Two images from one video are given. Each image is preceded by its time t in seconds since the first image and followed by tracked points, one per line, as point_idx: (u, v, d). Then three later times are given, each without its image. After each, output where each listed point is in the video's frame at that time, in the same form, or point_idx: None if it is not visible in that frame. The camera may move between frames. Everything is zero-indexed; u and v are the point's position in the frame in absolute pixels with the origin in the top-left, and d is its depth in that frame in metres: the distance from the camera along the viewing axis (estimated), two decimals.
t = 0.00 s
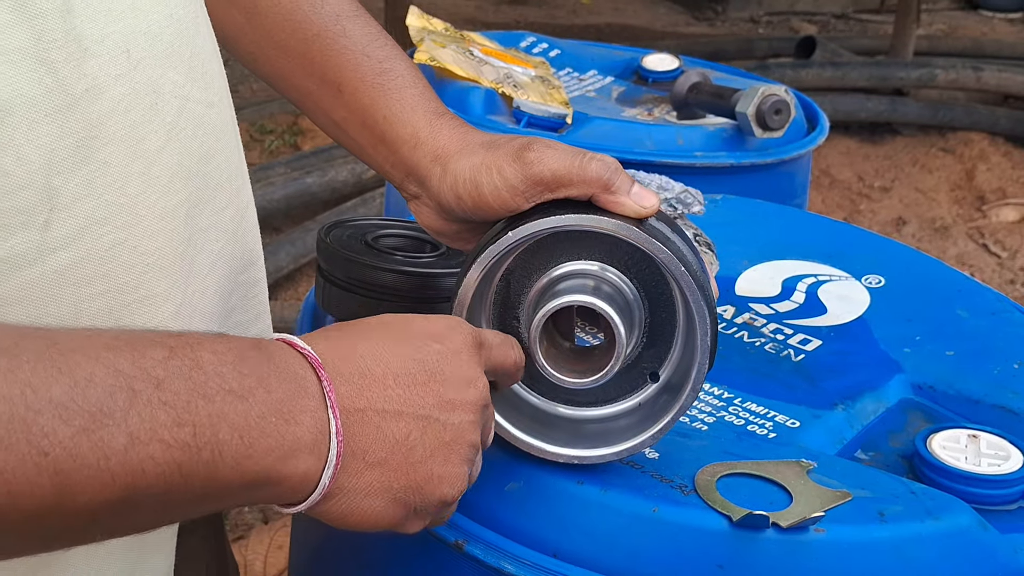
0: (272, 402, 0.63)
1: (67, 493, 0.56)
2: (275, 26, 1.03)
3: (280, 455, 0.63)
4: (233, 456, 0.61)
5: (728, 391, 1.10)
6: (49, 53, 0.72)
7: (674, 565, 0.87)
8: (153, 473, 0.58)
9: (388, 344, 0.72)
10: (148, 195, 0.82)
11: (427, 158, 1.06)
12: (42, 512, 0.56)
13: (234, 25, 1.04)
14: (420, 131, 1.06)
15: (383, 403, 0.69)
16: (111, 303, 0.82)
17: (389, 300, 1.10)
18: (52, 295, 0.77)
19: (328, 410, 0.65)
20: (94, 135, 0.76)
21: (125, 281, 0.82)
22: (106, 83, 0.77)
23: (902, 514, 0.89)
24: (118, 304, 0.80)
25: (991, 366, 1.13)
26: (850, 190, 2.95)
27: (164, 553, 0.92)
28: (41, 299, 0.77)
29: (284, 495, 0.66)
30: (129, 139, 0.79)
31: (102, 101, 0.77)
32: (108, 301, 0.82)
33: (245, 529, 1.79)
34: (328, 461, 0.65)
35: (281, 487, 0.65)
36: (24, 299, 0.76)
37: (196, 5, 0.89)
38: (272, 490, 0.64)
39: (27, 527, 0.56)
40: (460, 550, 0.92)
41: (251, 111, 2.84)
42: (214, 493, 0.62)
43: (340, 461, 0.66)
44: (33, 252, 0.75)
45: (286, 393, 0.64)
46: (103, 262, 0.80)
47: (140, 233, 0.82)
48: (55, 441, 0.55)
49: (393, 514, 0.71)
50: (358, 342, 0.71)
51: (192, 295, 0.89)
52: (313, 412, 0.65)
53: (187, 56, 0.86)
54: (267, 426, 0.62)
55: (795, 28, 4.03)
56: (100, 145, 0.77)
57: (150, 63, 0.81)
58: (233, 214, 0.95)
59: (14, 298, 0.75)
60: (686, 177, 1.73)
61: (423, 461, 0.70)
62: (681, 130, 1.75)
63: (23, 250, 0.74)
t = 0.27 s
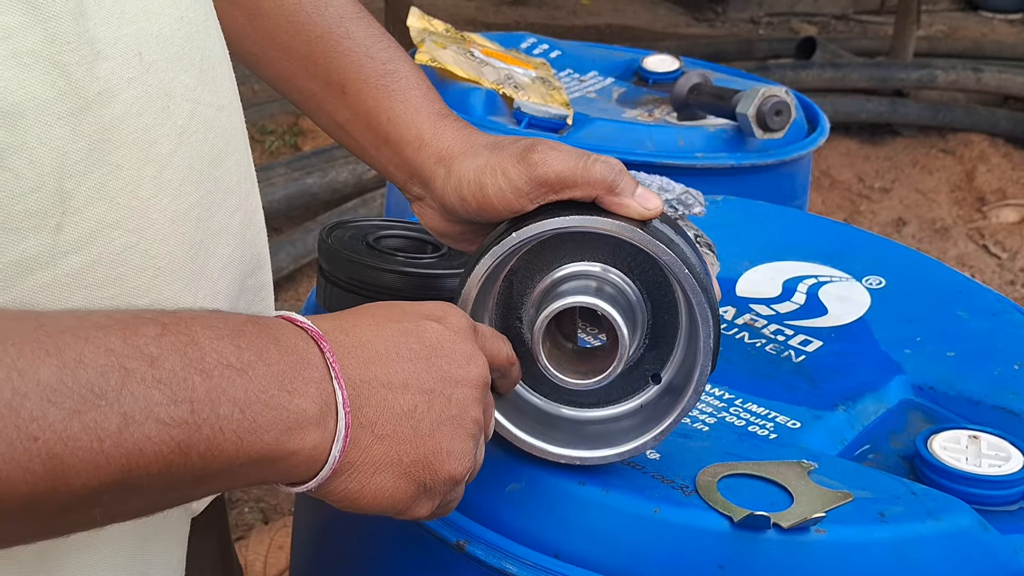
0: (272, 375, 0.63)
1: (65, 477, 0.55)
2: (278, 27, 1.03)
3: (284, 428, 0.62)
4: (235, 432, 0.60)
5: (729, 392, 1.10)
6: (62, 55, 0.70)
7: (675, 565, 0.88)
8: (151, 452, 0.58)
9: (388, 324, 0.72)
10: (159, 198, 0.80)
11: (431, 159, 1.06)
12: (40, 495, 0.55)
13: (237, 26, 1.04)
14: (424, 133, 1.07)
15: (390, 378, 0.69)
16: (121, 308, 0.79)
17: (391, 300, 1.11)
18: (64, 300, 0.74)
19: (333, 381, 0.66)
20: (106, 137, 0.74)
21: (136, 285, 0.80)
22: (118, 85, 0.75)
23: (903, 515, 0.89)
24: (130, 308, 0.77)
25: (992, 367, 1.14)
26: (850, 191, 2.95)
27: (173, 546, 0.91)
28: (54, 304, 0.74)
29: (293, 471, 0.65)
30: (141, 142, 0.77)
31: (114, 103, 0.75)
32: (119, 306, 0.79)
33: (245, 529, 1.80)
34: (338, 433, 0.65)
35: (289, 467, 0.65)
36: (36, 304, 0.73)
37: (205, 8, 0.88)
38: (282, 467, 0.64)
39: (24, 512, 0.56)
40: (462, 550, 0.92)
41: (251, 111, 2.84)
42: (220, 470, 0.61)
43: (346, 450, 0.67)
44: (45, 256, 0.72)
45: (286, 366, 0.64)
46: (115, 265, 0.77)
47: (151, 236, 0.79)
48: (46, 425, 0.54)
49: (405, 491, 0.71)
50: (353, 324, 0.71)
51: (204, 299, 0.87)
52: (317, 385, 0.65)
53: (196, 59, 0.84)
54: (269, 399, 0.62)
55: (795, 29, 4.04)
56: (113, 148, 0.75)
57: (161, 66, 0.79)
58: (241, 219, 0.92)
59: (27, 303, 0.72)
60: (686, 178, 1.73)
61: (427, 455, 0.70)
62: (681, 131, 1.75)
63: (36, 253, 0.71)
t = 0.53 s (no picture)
0: (256, 397, 0.62)
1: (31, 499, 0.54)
2: (281, 24, 1.03)
3: (265, 451, 0.62)
4: (215, 455, 0.60)
5: (729, 391, 1.10)
6: (69, 53, 0.70)
7: (675, 563, 0.88)
8: (123, 478, 0.57)
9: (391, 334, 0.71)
10: (168, 198, 0.79)
11: (434, 157, 1.06)
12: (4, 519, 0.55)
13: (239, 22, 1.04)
14: (427, 130, 1.07)
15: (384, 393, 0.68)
16: (131, 311, 0.78)
17: (392, 299, 1.11)
18: (73, 302, 0.74)
19: (322, 401, 0.65)
20: (115, 136, 0.74)
21: (146, 287, 0.78)
22: (126, 84, 0.75)
23: (903, 513, 0.89)
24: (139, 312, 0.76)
25: (992, 366, 1.14)
26: (850, 191, 2.95)
27: (178, 549, 0.89)
28: (63, 306, 0.73)
29: (275, 491, 0.65)
30: (149, 141, 0.77)
31: (123, 102, 0.74)
32: (129, 308, 0.78)
33: (245, 529, 1.80)
34: (322, 457, 0.65)
35: (274, 486, 0.64)
36: (46, 306, 0.72)
37: (211, 6, 0.88)
38: (264, 487, 0.64)
39: None
40: (463, 548, 0.92)
41: (251, 111, 2.84)
42: (194, 492, 0.61)
43: (334, 470, 0.66)
44: (53, 257, 0.71)
45: (274, 386, 0.63)
46: (125, 266, 0.76)
47: (160, 236, 0.79)
48: (14, 451, 0.53)
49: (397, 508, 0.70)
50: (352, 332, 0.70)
51: (213, 301, 0.86)
52: (305, 405, 0.64)
53: (203, 57, 0.84)
54: (252, 423, 0.61)
55: (795, 29, 4.04)
56: (121, 147, 0.75)
57: (169, 64, 0.79)
58: (247, 218, 0.92)
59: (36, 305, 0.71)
60: (685, 177, 1.73)
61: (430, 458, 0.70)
62: (681, 130, 1.75)
63: (44, 255, 0.70)
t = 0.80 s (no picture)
0: (271, 416, 0.59)
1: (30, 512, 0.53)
2: (280, 19, 1.03)
3: (273, 467, 0.60)
4: (219, 475, 0.58)
5: (729, 388, 1.10)
6: (69, 53, 0.70)
7: (674, 560, 0.88)
8: (126, 495, 0.56)
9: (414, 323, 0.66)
10: (169, 199, 0.79)
11: (434, 153, 1.06)
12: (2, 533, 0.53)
13: (238, 18, 1.04)
14: (427, 127, 1.07)
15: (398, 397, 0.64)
16: (131, 313, 0.78)
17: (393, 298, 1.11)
18: (74, 305, 0.73)
19: (331, 422, 0.62)
20: (116, 137, 0.74)
21: (145, 289, 0.78)
22: (128, 84, 0.74)
23: (903, 511, 0.89)
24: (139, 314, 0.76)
25: (992, 363, 1.13)
26: (850, 190, 2.95)
27: (176, 549, 0.90)
28: (64, 310, 0.73)
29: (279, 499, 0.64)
30: (150, 141, 0.77)
31: (125, 102, 0.74)
32: (128, 310, 0.78)
33: (245, 528, 1.80)
34: (326, 471, 0.62)
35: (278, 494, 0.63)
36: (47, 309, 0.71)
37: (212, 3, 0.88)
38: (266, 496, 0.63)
39: None
40: (462, 545, 0.92)
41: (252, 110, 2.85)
42: (196, 506, 0.60)
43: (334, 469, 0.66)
44: (54, 260, 0.71)
45: (289, 399, 0.60)
46: (126, 268, 0.76)
47: (160, 238, 0.78)
48: (17, 468, 0.52)
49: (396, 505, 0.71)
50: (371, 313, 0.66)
51: (213, 301, 0.86)
52: (314, 424, 0.61)
53: (204, 55, 0.84)
54: (258, 444, 0.59)
55: (795, 29, 4.04)
56: (122, 148, 0.74)
57: (170, 63, 0.79)
58: (247, 216, 0.92)
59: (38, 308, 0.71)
60: (686, 175, 1.73)
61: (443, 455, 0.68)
62: (681, 128, 1.75)
63: (46, 258, 0.70)
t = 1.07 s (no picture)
0: (254, 440, 0.61)
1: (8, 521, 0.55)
2: (274, 14, 1.03)
3: (251, 488, 0.62)
4: (197, 493, 0.61)
5: (729, 384, 1.10)
6: (60, 53, 0.70)
7: (673, 556, 0.88)
8: (104, 512, 0.58)
9: (418, 340, 0.67)
10: (163, 201, 0.78)
11: (429, 149, 1.06)
12: None
13: (232, 13, 1.03)
14: (423, 122, 1.06)
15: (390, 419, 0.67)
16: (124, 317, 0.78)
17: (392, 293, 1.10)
18: (67, 308, 0.73)
19: (317, 443, 0.64)
20: (108, 138, 0.73)
21: (139, 292, 0.78)
22: (120, 83, 0.74)
23: (903, 507, 0.89)
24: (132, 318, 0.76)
25: (992, 360, 1.13)
26: (850, 189, 2.95)
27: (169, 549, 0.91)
28: (56, 313, 0.72)
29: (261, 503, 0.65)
30: (144, 142, 0.76)
31: (117, 102, 0.74)
32: (122, 314, 0.77)
33: (245, 526, 1.78)
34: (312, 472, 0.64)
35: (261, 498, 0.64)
36: (38, 312, 0.71)
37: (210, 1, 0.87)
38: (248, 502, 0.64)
39: None
40: (461, 541, 0.92)
41: (252, 108, 2.84)
42: (168, 517, 0.62)
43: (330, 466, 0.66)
44: (45, 264, 0.71)
45: (272, 422, 0.62)
46: (119, 271, 0.76)
47: (155, 241, 0.78)
48: None
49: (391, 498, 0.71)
50: (372, 326, 0.66)
51: (208, 304, 0.85)
52: (298, 445, 0.63)
53: (200, 53, 0.84)
54: (240, 467, 0.61)
55: (795, 27, 4.03)
56: (115, 149, 0.74)
57: (165, 62, 0.78)
58: (244, 218, 0.91)
59: (28, 312, 0.70)
60: (685, 173, 1.73)
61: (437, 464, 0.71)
62: (681, 125, 1.74)
63: (36, 261, 0.70)
